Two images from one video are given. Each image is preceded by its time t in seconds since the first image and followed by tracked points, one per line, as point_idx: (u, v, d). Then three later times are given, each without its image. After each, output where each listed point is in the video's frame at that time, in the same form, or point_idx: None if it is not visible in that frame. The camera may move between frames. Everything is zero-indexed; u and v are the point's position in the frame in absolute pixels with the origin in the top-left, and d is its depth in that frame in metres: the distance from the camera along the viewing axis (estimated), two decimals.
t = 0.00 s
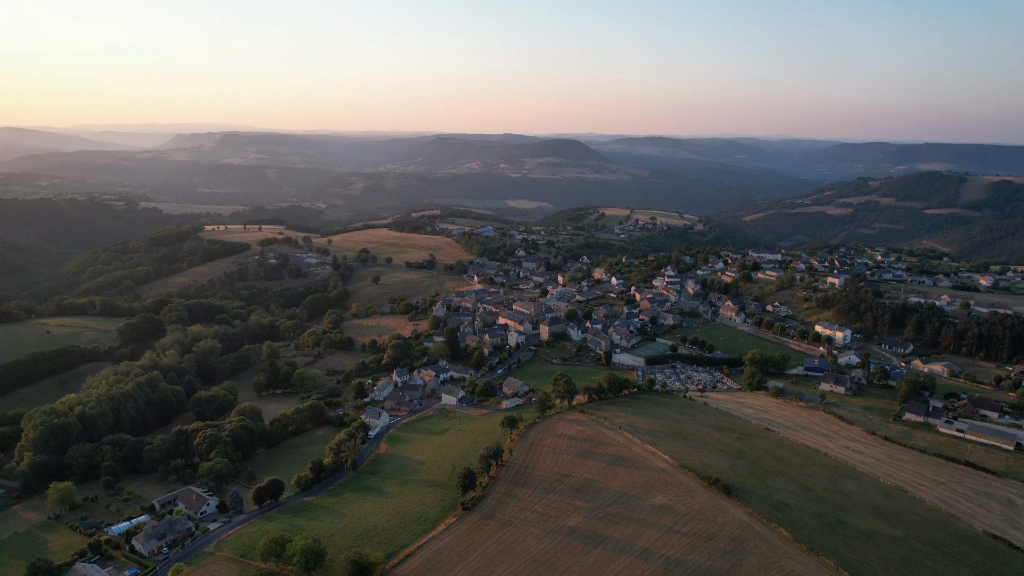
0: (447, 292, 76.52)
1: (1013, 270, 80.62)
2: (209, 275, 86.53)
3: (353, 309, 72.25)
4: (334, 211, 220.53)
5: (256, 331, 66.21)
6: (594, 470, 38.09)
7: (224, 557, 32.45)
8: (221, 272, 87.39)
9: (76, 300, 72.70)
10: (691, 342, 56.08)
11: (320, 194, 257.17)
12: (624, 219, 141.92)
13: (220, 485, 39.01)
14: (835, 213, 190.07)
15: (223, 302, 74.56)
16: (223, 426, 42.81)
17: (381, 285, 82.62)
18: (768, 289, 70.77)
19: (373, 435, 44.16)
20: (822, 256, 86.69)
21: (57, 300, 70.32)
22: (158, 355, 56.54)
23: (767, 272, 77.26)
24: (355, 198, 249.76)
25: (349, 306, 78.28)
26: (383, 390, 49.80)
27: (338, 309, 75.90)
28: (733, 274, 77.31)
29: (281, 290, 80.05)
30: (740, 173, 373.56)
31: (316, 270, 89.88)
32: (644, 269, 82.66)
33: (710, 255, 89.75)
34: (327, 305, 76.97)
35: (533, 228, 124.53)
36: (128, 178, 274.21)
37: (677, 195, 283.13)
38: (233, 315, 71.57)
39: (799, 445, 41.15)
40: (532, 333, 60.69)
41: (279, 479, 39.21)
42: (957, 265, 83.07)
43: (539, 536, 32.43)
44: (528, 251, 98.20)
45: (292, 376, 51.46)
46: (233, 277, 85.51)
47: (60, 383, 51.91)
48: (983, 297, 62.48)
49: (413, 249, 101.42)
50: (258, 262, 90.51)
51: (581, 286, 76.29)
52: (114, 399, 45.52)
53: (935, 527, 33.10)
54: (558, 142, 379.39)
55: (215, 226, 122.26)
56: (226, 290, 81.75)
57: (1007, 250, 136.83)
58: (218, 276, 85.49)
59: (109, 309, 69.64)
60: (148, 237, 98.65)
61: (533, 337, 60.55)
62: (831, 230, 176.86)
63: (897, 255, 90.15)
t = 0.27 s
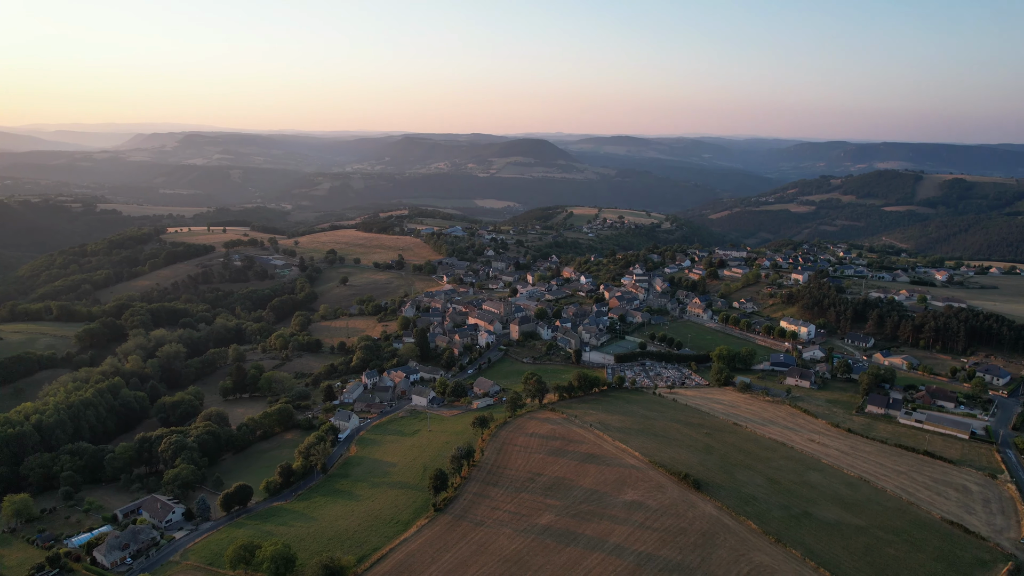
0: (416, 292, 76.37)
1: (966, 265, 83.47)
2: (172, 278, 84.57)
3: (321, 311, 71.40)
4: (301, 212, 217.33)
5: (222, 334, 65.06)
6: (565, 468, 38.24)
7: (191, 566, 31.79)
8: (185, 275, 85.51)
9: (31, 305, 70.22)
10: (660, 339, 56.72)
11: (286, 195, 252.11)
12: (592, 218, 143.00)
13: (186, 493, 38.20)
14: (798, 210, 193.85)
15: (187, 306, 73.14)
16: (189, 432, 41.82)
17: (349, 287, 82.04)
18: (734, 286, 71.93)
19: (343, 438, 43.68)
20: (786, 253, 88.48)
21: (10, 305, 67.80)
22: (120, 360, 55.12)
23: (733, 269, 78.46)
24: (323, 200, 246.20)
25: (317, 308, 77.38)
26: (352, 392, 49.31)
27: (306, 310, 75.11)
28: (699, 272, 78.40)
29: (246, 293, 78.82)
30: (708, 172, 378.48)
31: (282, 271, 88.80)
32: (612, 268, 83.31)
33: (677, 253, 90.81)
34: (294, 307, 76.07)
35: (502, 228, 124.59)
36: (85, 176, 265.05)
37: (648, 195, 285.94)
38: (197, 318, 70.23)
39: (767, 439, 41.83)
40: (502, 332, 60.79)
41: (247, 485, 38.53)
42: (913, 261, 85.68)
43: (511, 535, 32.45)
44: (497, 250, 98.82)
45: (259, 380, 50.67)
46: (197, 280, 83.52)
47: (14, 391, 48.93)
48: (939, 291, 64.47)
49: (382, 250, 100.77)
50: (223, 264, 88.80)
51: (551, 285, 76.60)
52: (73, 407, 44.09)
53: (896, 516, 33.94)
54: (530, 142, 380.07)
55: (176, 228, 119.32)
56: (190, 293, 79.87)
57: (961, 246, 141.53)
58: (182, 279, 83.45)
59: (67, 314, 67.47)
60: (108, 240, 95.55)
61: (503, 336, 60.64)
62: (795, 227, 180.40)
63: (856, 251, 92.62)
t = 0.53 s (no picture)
0: (403, 292, 76.41)
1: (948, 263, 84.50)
2: (156, 279, 83.55)
3: (308, 311, 70.86)
4: (287, 212, 214.81)
5: (207, 336, 64.51)
6: (555, 467, 38.23)
7: (178, 570, 31.42)
8: (169, 276, 84.54)
9: (12, 307, 68.98)
10: (648, 338, 56.91)
11: (270, 196, 248.67)
12: (581, 217, 143.36)
13: (172, 496, 37.78)
14: (784, 209, 194.90)
15: (172, 307, 72.42)
16: (174, 434, 41.34)
17: (336, 287, 81.81)
18: (722, 284, 72.37)
19: (331, 439, 43.34)
20: (773, 252, 89.12)
21: None
22: (104, 363, 54.47)
23: (720, 268, 78.82)
24: (308, 201, 243.63)
25: (304, 309, 76.85)
26: (340, 393, 49.03)
27: (292, 311, 74.74)
28: (687, 271, 78.78)
29: (232, 294, 78.20)
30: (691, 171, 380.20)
31: (268, 272, 88.29)
32: (600, 267, 83.45)
33: (665, 252, 91.09)
34: (280, 307, 75.63)
35: (490, 227, 124.39)
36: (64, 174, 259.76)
37: (635, 195, 286.60)
38: (182, 320, 69.56)
39: (755, 437, 42.04)
40: (490, 332, 60.78)
41: (234, 487, 38.09)
42: (899, 259, 86.75)
43: (501, 535, 32.41)
44: (484, 250, 98.95)
45: (245, 382, 50.24)
46: (182, 281, 82.02)
47: None
48: (923, 289, 65.17)
49: (370, 251, 100.35)
50: (207, 265, 87.93)
51: (539, 285, 76.64)
52: (56, 410, 43.42)
53: (882, 511, 34.21)
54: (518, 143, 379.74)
55: (159, 229, 117.70)
56: (175, 294, 78.62)
57: (944, 244, 143.64)
58: (166, 280, 82.21)
59: (49, 316, 66.37)
60: (90, 240, 93.87)
61: (491, 336, 60.63)
62: (781, 226, 181.32)
63: (842, 250, 93.56)
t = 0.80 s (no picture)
0: (400, 292, 75.05)
1: (967, 262, 82.56)
2: (141, 279, 81.19)
3: (300, 313, 69.42)
4: (279, 207, 211.29)
5: (195, 338, 62.82)
6: (557, 475, 36.52)
7: None
8: (156, 276, 82.27)
9: None
10: (655, 340, 55.16)
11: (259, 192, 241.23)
12: (584, 214, 141.35)
13: (158, 504, 36.09)
14: (797, 206, 192.30)
15: (158, 308, 70.51)
16: (161, 440, 39.65)
17: (328, 287, 80.27)
18: (732, 284, 70.67)
19: (324, 445, 41.59)
20: (785, 250, 87.25)
21: None
22: (87, 366, 52.79)
23: (730, 267, 76.94)
24: (298, 198, 236.57)
25: (295, 310, 75.55)
26: (334, 397, 47.30)
27: (283, 312, 73.15)
28: (695, 270, 76.92)
29: (220, 294, 76.46)
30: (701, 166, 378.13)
31: (258, 271, 86.47)
32: (604, 267, 81.58)
33: (672, 250, 89.10)
34: (271, 308, 74.00)
35: (489, 225, 122.29)
36: (53, 158, 252.14)
37: (640, 192, 283.42)
38: (169, 321, 67.67)
39: (766, 443, 40.27)
40: (489, 334, 59.15)
41: (223, 495, 36.36)
42: (917, 258, 84.84)
43: (500, 546, 30.73)
44: (484, 248, 97.43)
45: (234, 386, 48.41)
46: (169, 281, 80.32)
47: None
48: (941, 289, 63.37)
49: (364, 249, 98.69)
50: (195, 264, 85.79)
51: (540, 284, 74.89)
52: (36, 415, 41.64)
53: (901, 521, 32.45)
54: (522, 139, 375.69)
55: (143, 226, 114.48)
56: (161, 295, 76.73)
57: (963, 242, 141.08)
58: (151, 280, 80.00)
59: (30, 317, 64.15)
60: (73, 238, 90.71)
61: (491, 338, 58.97)
62: (794, 223, 178.52)
63: (858, 248, 91.56)
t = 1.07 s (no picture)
0: (394, 292, 73.20)
1: (993, 260, 79.94)
2: (120, 278, 77.56)
3: (288, 314, 67.35)
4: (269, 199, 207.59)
5: (177, 341, 60.59)
6: (560, 486, 34.33)
7: None
8: (135, 274, 78.93)
9: None
10: (664, 343, 52.96)
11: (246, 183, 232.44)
12: (589, 209, 138.93)
13: (139, 516, 33.96)
14: (814, 200, 188.71)
15: (138, 308, 67.90)
16: (142, 449, 37.55)
17: (318, 287, 78.18)
18: (747, 284, 68.43)
19: (314, 454, 39.45)
20: (801, 247, 84.85)
21: None
22: (63, 370, 50.58)
23: (743, 266, 74.60)
24: (287, 188, 227.06)
25: (283, 310, 73.74)
26: (324, 403, 45.20)
27: (271, 314, 71.01)
28: (707, 268, 74.55)
29: (205, 293, 74.08)
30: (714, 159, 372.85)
31: (244, 270, 83.89)
32: (611, 265, 79.36)
33: (682, 248, 86.75)
34: (258, 309, 71.83)
35: (488, 221, 119.72)
36: (27, 140, 240.99)
37: (644, 188, 279.22)
38: (150, 322, 65.15)
39: (781, 452, 38.04)
40: (489, 336, 57.09)
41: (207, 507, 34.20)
42: (941, 255, 82.44)
43: (501, 561, 28.62)
44: (483, 246, 95.40)
45: (219, 391, 46.36)
46: (149, 279, 77.36)
47: None
48: (967, 289, 61.07)
49: (355, 246, 96.52)
50: (177, 262, 82.90)
51: (543, 284, 72.76)
52: (10, 422, 39.37)
53: (927, 536, 30.27)
54: (524, 133, 370.71)
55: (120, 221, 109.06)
56: (142, 295, 73.63)
57: (992, 238, 138.06)
58: (131, 279, 76.86)
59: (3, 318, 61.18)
60: (47, 235, 85.79)
61: (490, 340, 56.84)
62: (810, 219, 174.93)
63: (880, 245, 89.19)
